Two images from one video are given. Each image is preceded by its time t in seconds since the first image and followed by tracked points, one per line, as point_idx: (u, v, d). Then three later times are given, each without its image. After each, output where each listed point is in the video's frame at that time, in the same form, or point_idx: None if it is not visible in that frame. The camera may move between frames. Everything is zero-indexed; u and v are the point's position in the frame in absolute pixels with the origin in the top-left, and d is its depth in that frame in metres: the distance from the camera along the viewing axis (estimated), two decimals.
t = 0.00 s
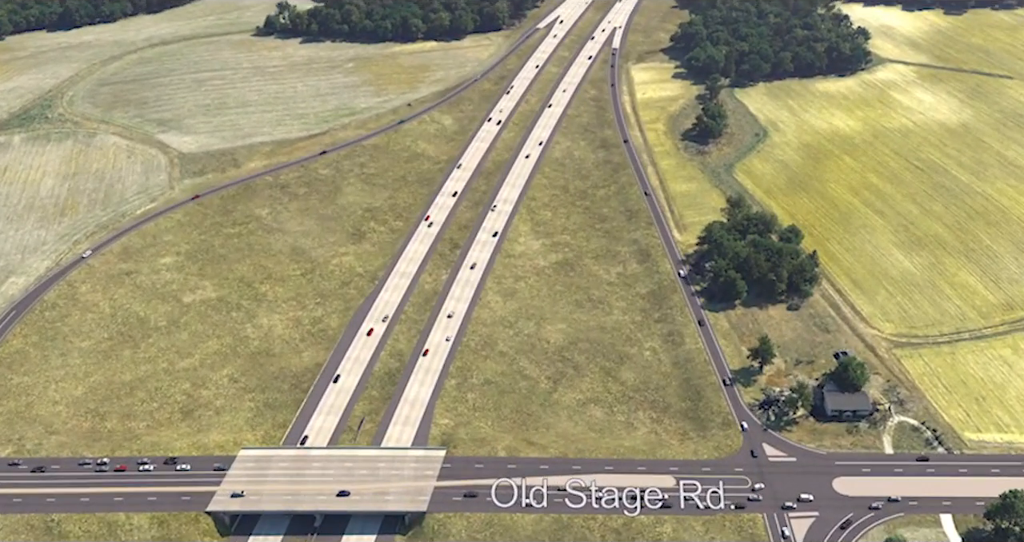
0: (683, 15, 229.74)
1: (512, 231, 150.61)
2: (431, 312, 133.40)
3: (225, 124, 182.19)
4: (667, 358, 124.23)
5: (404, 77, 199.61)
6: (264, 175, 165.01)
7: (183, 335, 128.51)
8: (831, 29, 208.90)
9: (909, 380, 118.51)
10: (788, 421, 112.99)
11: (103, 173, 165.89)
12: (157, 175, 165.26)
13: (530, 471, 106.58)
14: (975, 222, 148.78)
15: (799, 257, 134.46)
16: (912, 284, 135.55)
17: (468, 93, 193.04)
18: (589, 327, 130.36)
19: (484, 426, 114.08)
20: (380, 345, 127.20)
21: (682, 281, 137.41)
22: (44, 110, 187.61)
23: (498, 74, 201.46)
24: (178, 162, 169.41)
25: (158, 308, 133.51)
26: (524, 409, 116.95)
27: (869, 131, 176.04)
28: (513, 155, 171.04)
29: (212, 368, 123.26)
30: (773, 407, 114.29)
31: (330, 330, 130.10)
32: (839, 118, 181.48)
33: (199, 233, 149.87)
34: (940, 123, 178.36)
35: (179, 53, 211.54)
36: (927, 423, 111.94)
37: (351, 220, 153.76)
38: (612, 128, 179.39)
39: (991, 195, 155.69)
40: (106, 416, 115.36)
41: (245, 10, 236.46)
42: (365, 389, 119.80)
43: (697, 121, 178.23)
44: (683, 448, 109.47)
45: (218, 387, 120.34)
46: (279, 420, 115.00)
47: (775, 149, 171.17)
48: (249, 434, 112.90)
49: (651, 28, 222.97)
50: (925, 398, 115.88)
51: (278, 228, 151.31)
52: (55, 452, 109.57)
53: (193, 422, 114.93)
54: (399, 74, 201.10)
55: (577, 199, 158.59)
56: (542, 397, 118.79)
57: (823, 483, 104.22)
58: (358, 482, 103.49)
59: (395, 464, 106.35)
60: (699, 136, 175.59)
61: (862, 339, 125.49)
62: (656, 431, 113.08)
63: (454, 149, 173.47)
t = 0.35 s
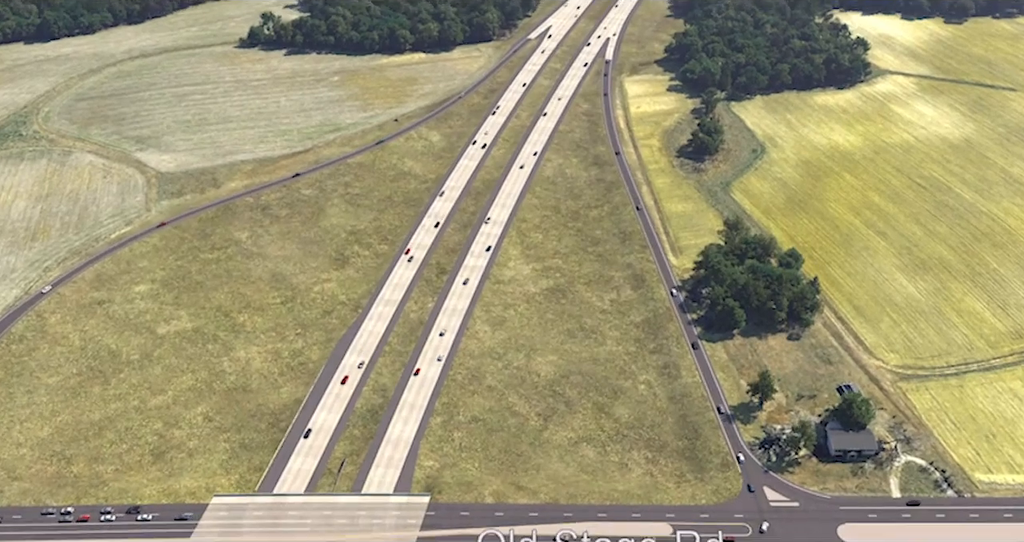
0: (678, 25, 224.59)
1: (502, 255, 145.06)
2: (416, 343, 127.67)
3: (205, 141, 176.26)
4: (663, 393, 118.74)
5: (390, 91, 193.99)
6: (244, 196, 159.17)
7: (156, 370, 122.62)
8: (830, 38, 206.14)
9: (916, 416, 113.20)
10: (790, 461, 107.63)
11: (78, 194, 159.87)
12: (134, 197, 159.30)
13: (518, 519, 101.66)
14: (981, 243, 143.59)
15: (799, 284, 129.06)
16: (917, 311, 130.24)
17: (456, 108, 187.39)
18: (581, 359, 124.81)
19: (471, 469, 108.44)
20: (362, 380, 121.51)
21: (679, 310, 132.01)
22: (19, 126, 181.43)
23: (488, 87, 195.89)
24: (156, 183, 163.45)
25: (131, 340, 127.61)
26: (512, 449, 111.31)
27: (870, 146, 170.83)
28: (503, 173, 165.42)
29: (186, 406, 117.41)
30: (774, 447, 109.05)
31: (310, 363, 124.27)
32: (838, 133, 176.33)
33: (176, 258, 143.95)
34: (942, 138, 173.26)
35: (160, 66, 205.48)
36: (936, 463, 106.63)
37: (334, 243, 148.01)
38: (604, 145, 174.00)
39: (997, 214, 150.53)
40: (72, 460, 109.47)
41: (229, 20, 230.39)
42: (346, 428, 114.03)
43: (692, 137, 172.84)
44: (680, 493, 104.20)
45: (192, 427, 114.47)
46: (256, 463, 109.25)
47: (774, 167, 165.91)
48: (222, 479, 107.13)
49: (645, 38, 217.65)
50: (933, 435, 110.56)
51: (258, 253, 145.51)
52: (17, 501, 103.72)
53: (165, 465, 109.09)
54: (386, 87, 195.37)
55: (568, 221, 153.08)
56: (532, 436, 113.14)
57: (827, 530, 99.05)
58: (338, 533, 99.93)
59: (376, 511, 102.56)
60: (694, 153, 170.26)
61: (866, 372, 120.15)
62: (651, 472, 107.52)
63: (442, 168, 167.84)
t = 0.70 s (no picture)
0: (672, 36, 218.75)
1: (489, 284, 138.89)
2: (399, 381, 121.44)
3: (182, 161, 169.58)
4: (658, 434, 112.62)
5: (375, 107, 187.76)
6: (221, 221, 152.70)
7: (123, 413, 116.09)
8: (828, 50, 200.66)
9: (924, 460, 107.43)
10: (792, 511, 101.95)
11: (47, 219, 153.14)
12: (106, 222, 152.65)
13: None
14: (988, 270, 137.94)
15: (800, 316, 123.13)
16: (923, 344, 124.47)
17: (444, 125, 181.19)
18: (572, 398, 118.67)
19: (455, 520, 102.29)
20: (341, 422, 115.19)
21: (674, 343, 126.12)
22: None
23: (477, 102, 189.71)
24: (129, 207, 156.84)
25: (98, 380, 121.05)
26: (499, 498, 105.11)
27: (871, 165, 165.16)
28: (491, 195, 159.21)
29: (154, 452, 110.95)
30: (775, 495, 103.38)
31: (287, 404, 117.90)
32: (838, 151, 170.55)
33: (147, 289, 137.40)
34: (945, 155, 167.61)
35: (137, 82, 198.65)
36: (947, 513, 100.83)
37: (314, 271, 141.65)
38: (597, 164, 167.89)
39: (1004, 238, 144.90)
40: (31, 514, 102.95)
41: (210, 32, 223.66)
42: (323, 476, 107.78)
43: (688, 156, 166.88)
44: None
45: (159, 475, 108.02)
46: (227, 515, 103.00)
47: (772, 187, 160.02)
48: (191, 534, 100.85)
49: (639, 50, 211.68)
50: (943, 481, 104.76)
51: (234, 283, 139.03)
52: None
53: (129, 519, 102.65)
54: (371, 103, 189.10)
55: (559, 246, 146.89)
56: (520, 483, 106.94)
57: None
58: None
59: None
60: (689, 173, 164.33)
61: (871, 411, 114.35)
62: (646, 523, 101.47)
63: (429, 189, 161.63)
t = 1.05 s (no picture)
0: (666, 47, 213.39)
1: (477, 312, 133.31)
2: (382, 419, 115.74)
3: (160, 182, 163.60)
4: (654, 476, 107.16)
5: (361, 123, 182.06)
6: (199, 246, 146.82)
7: (91, 456, 110.20)
8: (826, 62, 195.37)
9: (933, 504, 102.23)
10: None
11: (17, 244, 147.03)
12: (78, 247, 146.66)
13: None
14: (996, 295, 132.88)
15: (802, 348, 117.81)
16: (930, 375, 119.20)
17: (431, 141, 175.51)
18: (563, 436, 113.12)
19: None
20: (320, 464, 109.51)
21: (671, 377, 120.72)
22: None
23: (466, 117, 184.12)
24: (103, 231, 150.79)
25: (65, 420, 115.12)
26: None
27: (872, 183, 159.97)
28: (480, 216, 153.62)
29: (122, 499, 105.07)
30: None
31: (264, 445, 112.12)
32: (839, 168, 165.37)
33: (120, 320, 131.47)
34: (949, 172, 162.54)
35: (115, 96, 192.46)
36: None
37: (295, 299, 135.91)
38: (589, 182, 162.44)
39: (1012, 260, 139.88)
40: None
41: (192, 43, 217.54)
42: (301, 524, 102.09)
43: (683, 174, 161.52)
44: None
45: (127, 524, 102.17)
46: None
47: (771, 207, 154.76)
48: None
49: (632, 61, 206.33)
50: (954, 527, 99.48)
51: (211, 312, 133.17)
52: None
53: None
54: (356, 119, 183.31)
55: (550, 271, 141.35)
56: (509, 531, 101.39)
57: None
58: None
59: None
60: (685, 192, 158.99)
61: (877, 450, 109.06)
62: None
63: (415, 210, 155.96)
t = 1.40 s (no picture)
0: (660, 60, 207.56)
1: (464, 346, 127.13)
2: (362, 465, 109.48)
3: (134, 205, 156.98)
4: (649, 528, 101.12)
5: (345, 141, 175.71)
6: (172, 275, 140.31)
7: (51, 509, 103.74)
8: (825, 75, 189.95)
9: None
10: None
11: None
12: (46, 277, 140.08)
13: None
14: (1005, 326, 127.29)
15: (804, 387, 111.93)
16: (939, 414, 113.35)
17: (417, 161, 169.28)
18: (553, 483, 106.99)
19: None
20: (294, 517, 103.07)
21: (666, 417, 114.75)
22: None
23: (453, 135, 177.96)
24: (73, 259, 144.18)
25: (25, 468, 108.63)
26: None
27: (874, 204, 154.27)
28: (467, 242, 147.48)
29: None
30: None
31: (236, 495, 105.78)
32: (839, 187, 159.56)
33: (87, 357, 124.96)
34: (953, 192, 156.88)
35: (90, 114, 185.69)
36: None
37: (272, 333, 129.52)
38: (581, 205, 156.37)
39: (1020, 288, 134.34)
40: None
41: (171, 57, 210.87)
42: None
43: (678, 196, 155.68)
44: None
45: None
46: None
47: (769, 230, 148.87)
48: None
49: (625, 75, 200.39)
50: None
51: (183, 348, 126.75)
52: None
53: None
54: (339, 137, 176.89)
55: (540, 300, 135.24)
56: None
57: None
58: None
59: None
60: (680, 215, 153.05)
61: (884, 497, 103.20)
62: None
63: (400, 235, 149.80)
